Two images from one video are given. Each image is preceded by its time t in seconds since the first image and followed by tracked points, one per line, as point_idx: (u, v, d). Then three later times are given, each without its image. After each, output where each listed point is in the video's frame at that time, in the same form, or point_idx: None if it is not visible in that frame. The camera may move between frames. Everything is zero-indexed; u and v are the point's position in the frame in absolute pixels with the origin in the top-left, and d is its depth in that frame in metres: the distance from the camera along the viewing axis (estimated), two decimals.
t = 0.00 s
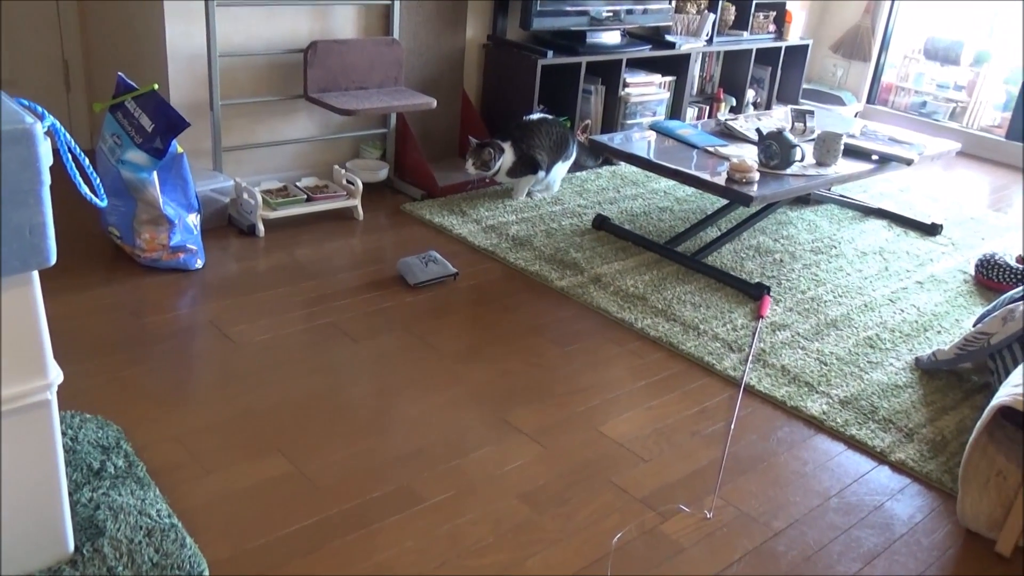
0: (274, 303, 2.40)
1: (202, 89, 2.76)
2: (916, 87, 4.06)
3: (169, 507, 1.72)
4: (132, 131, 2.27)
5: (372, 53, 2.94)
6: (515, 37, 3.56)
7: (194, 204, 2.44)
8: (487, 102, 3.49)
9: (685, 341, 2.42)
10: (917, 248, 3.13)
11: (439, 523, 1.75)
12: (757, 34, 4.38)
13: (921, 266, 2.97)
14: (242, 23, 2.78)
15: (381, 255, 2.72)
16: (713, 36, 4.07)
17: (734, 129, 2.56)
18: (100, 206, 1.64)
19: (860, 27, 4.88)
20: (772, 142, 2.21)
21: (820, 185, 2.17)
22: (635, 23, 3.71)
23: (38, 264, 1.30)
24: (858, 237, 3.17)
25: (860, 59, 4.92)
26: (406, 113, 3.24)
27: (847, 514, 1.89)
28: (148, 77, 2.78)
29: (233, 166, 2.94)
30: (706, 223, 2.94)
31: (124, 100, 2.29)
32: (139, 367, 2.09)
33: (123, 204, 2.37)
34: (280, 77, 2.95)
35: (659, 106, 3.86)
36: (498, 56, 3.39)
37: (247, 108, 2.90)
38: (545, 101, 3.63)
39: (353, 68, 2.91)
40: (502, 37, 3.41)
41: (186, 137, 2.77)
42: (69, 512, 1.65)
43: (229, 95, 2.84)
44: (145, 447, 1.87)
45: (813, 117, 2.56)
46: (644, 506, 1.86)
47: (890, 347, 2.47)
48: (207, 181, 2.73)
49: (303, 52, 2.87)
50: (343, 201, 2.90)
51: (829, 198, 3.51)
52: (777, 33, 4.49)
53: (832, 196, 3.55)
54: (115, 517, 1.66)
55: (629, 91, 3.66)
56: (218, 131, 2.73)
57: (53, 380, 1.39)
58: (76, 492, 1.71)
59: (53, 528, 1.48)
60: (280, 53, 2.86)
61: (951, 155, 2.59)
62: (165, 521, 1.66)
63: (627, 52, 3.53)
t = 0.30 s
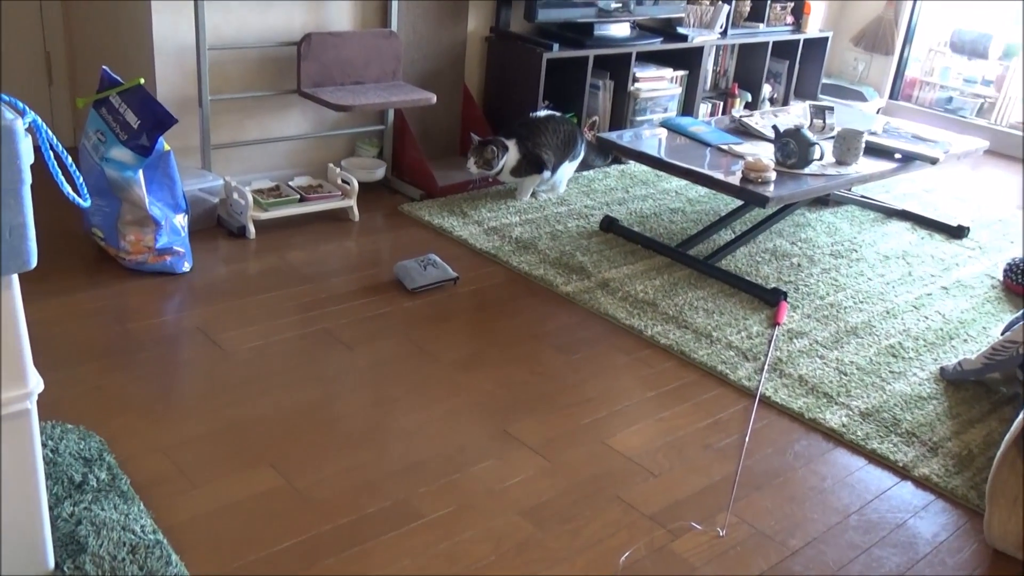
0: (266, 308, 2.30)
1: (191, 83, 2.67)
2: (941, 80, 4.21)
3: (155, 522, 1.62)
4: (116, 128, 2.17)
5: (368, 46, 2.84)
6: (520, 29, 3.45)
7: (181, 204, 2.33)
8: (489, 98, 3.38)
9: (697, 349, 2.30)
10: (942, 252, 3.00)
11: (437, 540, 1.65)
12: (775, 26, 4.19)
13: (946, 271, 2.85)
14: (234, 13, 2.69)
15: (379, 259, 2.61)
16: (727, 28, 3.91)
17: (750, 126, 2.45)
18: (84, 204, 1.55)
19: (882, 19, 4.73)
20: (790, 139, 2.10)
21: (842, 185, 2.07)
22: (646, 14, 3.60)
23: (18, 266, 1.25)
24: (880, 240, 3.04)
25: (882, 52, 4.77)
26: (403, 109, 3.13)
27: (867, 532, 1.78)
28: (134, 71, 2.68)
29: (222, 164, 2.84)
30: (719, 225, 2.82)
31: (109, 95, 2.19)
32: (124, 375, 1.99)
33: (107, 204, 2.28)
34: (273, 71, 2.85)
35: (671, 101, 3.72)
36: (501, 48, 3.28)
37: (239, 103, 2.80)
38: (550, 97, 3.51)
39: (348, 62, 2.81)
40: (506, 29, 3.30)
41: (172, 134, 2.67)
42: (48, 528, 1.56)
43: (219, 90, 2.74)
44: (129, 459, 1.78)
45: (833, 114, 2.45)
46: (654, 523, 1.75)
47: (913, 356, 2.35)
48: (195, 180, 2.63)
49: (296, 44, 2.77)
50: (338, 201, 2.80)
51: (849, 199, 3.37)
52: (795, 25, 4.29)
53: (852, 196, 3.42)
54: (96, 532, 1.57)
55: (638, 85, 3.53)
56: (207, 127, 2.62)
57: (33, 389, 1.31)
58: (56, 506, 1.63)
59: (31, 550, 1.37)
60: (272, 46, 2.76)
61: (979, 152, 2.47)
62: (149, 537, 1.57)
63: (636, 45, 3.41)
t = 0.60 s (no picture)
0: (259, 311, 2.20)
1: (180, 75, 2.58)
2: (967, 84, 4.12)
3: (139, 537, 1.53)
4: (102, 122, 2.08)
5: (365, 38, 2.75)
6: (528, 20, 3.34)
7: (169, 203, 2.25)
8: (493, 93, 3.28)
9: (710, 358, 2.20)
10: (969, 257, 2.88)
11: (436, 559, 1.56)
12: (794, 19, 4.03)
13: (973, 277, 2.73)
14: (226, 4, 2.60)
15: (377, 261, 2.51)
16: (744, 20, 3.78)
17: (767, 123, 2.35)
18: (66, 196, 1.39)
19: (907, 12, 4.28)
20: (809, 138, 2.01)
21: (867, 185, 1.97)
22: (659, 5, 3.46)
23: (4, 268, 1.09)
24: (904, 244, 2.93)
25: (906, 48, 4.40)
26: (403, 103, 3.02)
27: (890, 552, 1.68)
28: (123, 63, 2.59)
29: (213, 160, 2.75)
30: (734, 228, 2.72)
31: (95, 88, 2.10)
32: (110, 381, 1.90)
33: (91, 201, 2.18)
34: (266, 63, 2.75)
35: (684, 97, 3.61)
36: (506, 42, 3.18)
37: (230, 97, 2.71)
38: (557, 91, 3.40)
39: (346, 55, 2.72)
40: (512, 21, 3.20)
41: (160, 128, 2.59)
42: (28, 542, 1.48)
43: (210, 82, 2.65)
44: (112, 469, 1.68)
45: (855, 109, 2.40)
46: (665, 541, 1.66)
47: (939, 366, 2.24)
48: (184, 177, 2.54)
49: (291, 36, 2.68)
50: (334, 201, 2.70)
51: (873, 201, 3.25)
52: (816, 18, 4.14)
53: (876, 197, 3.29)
54: (78, 547, 1.48)
55: (651, 80, 3.42)
56: (196, 123, 2.53)
57: (14, 396, 1.17)
58: (36, 519, 1.54)
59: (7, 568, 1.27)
60: (265, 37, 2.67)
61: (1006, 153, 2.47)
62: (133, 552, 1.48)
63: (648, 38, 3.30)
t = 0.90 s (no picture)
0: (252, 318, 2.11)
1: (169, 70, 2.50)
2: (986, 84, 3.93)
3: (125, 554, 1.45)
4: (86, 120, 1.98)
5: (362, 31, 2.67)
6: (534, 14, 3.25)
7: (156, 204, 2.16)
8: (495, 90, 3.19)
9: (723, 367, 2.10)
10: (997, 261, 2.76)
11: None
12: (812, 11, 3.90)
13: (1002, 283, 2.61)
14: None
15: (374, 266, 2.42)
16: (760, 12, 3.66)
17: (784, 122, 2.30)
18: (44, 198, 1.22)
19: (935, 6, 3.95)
20: (829, 137, 1.97)
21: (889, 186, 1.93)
22: None
23: None
24: (929, 248, 2.81)
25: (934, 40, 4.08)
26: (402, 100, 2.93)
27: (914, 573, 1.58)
28: (109, 58, 2.51)
29: (202, 159, 2.67)
30: (750, 231, 2.62)
31: (78, 83, 2.00)
32: (96, 389, 1.81)
33: (74, 202, 2.08)
34: (258, 58, 2.67)
35: (697, 93, 3.51)
36: (510, 35, 3.09)
37: (220, 93, 2.63)
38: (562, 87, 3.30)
39: (343, 49, 2.64)
40: (516, 14, 3.11)
41: (147, 126, 2.51)
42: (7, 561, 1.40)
43: (199, 78, 2.58)
44: (97, 483, 1.60)
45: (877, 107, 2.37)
46: (677, 562, 1.57)
47: (966, 377, 2.13)
48: (172, 177, 2.45)
49: (284, 29, 2.59)
50: (330, 202, 2.61)
51: (896, 203, 3.13)
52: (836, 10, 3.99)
53: (900, 199, 3.17)
54: (60, 567, 1.40)
55: (661, 75, 3.32)
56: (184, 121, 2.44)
57: None
58: (15, 535, 1.46)
59: None
60: (258, 29, 2.58)
61: None
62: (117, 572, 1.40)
63: (658, 31, 3.20)
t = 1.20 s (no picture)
0: (243, 323, 2.02)
1: (155, 62, 2.42)
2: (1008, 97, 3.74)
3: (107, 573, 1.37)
4: (69, 114, 1.91)
5: (359, 22, 2.58)
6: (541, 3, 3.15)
7: (141, 203, 2.07)
8: (497, 85, 3.10)
9: (738, 377, 2.00)
10: None
11: None
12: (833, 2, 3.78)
13: None
14: None
15: (371, 269, 2.33)
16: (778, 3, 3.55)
17: (802, 117, 2.24)
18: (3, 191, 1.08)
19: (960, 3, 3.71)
20: (850, 135, 1.91)
21: (913, 187, 1.87)
22: None
23: None
24: (955, 252, 2.71)
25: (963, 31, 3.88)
26: (399, 95, 2.83)
27: None
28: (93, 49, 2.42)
29: (191, 157, 2.58)
30: (766, 234, 2.51)
31: (61, 76, 1.93)
32: (80, 397, 1.72)
33: (55, 200, 1.96)
34: (248, 50, 2.58)
35: (711, 87, 3.42)
36: (514, 27, 3.00)
37: (208, 87, 2.55)
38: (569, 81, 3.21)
39: (338, 40, 2.56)
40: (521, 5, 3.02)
41: (131, 121, 2.43)
42: None
43: (186, 71, 2.49)
44: (78, 497, 1.51)
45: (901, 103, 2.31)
46: None
47: (995, 389, 2.03)
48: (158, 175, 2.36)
49: (276, 19, 2.51)
50: (324, 202, 2.52)
51: (921, 204, 3.02)
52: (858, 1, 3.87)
53: (925, 200, 3.05)
54: None
55: (673, 69, 3.23)
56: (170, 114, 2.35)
57: None
58: None
59: None
60: (248, 19, 2.50)
61: None
62: None
63: (668, 23, 3.08)
